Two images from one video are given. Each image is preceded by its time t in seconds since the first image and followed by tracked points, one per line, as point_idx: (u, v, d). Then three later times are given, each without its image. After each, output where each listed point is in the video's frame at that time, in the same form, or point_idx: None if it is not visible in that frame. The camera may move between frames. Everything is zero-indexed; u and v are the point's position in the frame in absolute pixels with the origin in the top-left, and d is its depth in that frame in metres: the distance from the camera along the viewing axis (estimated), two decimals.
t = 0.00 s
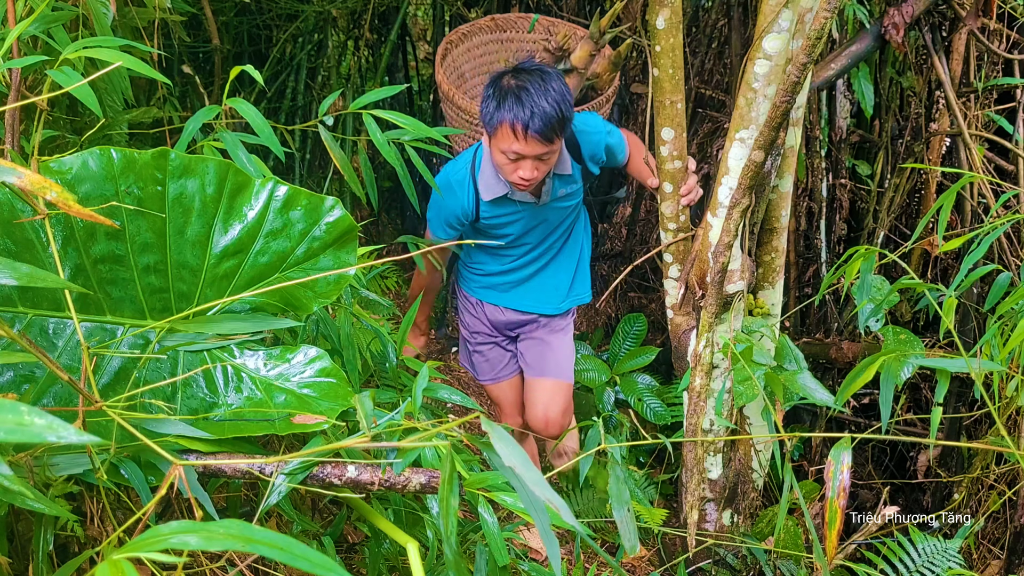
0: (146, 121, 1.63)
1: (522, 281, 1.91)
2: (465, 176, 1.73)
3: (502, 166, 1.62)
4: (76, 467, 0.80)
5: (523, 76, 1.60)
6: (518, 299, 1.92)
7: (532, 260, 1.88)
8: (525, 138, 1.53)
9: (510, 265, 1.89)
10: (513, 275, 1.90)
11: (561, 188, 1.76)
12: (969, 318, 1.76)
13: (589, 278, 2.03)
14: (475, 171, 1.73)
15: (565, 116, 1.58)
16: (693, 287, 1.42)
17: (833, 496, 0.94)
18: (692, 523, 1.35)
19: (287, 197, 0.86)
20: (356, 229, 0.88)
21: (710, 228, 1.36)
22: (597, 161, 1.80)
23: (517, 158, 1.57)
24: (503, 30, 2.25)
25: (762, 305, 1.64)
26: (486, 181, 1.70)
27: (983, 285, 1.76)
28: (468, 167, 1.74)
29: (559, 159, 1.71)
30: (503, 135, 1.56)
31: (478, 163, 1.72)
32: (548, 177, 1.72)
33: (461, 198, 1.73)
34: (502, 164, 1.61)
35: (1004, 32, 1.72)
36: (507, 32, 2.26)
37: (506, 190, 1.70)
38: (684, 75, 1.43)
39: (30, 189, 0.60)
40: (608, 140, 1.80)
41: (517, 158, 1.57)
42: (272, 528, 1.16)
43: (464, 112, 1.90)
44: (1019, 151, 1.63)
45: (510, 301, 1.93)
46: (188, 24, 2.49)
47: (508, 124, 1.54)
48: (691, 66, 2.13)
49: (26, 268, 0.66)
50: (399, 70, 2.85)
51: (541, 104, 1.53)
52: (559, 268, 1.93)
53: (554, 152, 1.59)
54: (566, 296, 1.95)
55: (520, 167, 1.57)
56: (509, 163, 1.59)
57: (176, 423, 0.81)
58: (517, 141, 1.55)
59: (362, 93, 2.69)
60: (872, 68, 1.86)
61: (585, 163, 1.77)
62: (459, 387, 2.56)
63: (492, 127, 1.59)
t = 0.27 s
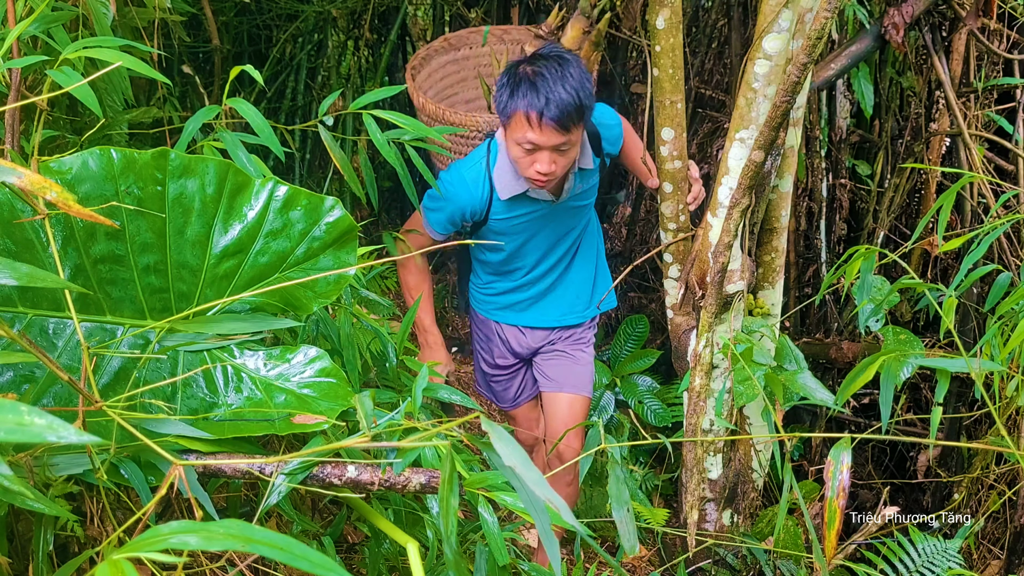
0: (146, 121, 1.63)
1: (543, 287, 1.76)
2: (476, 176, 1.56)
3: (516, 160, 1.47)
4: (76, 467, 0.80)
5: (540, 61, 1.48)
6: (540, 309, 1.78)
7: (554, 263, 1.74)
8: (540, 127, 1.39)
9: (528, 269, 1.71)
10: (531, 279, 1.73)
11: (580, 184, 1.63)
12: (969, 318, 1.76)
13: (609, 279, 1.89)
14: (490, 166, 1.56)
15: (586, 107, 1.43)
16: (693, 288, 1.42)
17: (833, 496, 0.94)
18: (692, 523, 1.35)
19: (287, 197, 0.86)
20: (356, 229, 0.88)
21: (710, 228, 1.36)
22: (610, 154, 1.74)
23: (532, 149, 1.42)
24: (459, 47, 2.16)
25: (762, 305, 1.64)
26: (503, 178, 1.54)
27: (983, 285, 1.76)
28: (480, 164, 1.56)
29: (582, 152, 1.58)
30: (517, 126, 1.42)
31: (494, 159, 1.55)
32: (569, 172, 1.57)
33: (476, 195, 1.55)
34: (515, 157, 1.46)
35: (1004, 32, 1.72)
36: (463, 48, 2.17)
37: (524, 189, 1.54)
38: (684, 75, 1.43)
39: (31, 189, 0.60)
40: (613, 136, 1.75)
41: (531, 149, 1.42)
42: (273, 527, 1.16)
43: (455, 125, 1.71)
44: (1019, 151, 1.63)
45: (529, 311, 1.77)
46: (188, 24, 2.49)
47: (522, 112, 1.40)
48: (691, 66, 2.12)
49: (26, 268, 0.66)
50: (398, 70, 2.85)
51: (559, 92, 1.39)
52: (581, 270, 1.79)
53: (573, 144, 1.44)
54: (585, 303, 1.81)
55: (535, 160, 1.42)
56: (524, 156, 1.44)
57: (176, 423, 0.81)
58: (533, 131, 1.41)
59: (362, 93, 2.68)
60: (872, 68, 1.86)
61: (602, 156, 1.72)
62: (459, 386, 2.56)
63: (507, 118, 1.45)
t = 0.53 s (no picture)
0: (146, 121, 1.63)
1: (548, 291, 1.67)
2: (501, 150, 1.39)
3: (549, 120, 1.36)
4: (76, 467, 0.80)
5: (585, 15, 1.33)
6: (544, 316, 1.69)
7: (560, 263, 1.65)
8: (585, 83, 1.27)
9: (533, 271, 1.62)
10: (534, 282, 1.64)
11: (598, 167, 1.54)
12: (969, 318, 1.76)
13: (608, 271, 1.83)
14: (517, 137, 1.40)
15: (633, 67, 1.30)
16: (693, 288, 1.42)
17: (833, 496, 0.94)
18: (692, 523, 1.35)
19: (287, 197, 0.86)
20: (356, 229, 0.88)
21: (710, 228, 1.37)
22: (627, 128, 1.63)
23: (571, 107, 1.30)
24: (421, 47, 2.02)
25: (762, 305, 1.64)
26: (535, 147, 1.40)
27: (983, 285, 1.76)
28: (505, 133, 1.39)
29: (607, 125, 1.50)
30: (556, 81, 1.30)
31: (522, 127, 1.40)
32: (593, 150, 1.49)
33: (503, 166, 1.39)
34: (550, 116, 1.34)
35: (1004, 32, 1.72)
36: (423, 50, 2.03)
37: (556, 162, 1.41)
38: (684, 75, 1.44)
39: (31, 190, 0.60)
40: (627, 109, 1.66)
41: (570, 106, 1.30)
42: (272, 527, 1.16)
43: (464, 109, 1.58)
44: (1019, 151, 1.63)
45: (533, 318, 1.69)
46: (189, 24, 2.49)
47: (566, 65, 1.27)
48: (691, 66, 2.12)
49: (26, 268, 0.66)
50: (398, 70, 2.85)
51: (609, 45, 1.26)
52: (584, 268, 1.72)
53: (614, 107, 1.32)
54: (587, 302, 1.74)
55: (569, 121, 1.31)
56: (559, 116, 1.33)
57: (176, 423, 0.81)
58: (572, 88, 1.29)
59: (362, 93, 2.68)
60: (872, 68, 1.85)
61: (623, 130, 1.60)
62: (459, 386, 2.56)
63: (546, 69, 1.33)
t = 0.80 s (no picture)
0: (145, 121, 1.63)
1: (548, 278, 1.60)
2: (506, 112, 1.37)
3: (558, 79, 1.35)
4: (76, 467, 0.80)
5: None
6: (541, 309, 1.64)
7: (561, 250, 1.59)
8: (597, 34, 1.26)
9: (532, 256, 1.56)
10: (533, 269, 1.57)
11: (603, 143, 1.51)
12: (969, 318, 1.76)
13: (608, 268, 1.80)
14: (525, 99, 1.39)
15: (646, 28, 1.30)
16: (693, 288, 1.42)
17: (833, 496, 0.94)
18: (692, 523, 1.35)
19: (287, 197, 0.86)
20: (356, 229, 0.88)
21: (710, 228, 1.37)
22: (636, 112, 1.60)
23: (581, 61, 1.30)
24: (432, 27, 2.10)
25: (762, 305, 1.64)
26: (542, 108, 1.38)
27: (983, 285, 1.76)
28: (511, 97, 1.38)
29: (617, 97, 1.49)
30: (568, 33, 1.29)
31: (529, 88, 1.40)
32: (601, 122, 1.48)
33: (506, 128, 1.38)
34: (559, 71, 1.33)
35: (1004, 32, 1.72)
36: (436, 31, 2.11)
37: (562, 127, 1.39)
38: (684, 75, 1.44)
39: (30, 189, 0.60)
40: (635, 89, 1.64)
41: (581, 60, 1.29)
42: (272, 528, 1.16)
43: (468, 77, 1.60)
44: (1019, 151, 1.63)
45: (531, 306, 1.63)
46: (189, 24, 2.49)
47: (578, 15, 1.27)
48: (691, 66, 2.12)
49: (26, 268, 0.66)
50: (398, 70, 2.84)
51: None
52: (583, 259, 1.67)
53: (625, 66, 1.32)
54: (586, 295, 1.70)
55: (578, 77, 1.30)
56: (569, 71, 1.32)
57: (176, 423, 0.81)
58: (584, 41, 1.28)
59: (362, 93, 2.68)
60: (872, 68, 1.85)
61: (633, 107, 1.56)
62: (459, 386, 2.55)
63: (558, 24, 1.32)
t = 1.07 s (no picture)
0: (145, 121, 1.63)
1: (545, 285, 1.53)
2: (501, 106, 1.35)
3: (554, 70, 1.32)
4: (77, 467, 0.80)
5: None
6: (541, 317, 1.56)
7: (560, 256, 1.53)
8: (590, 18, 1.23)
9: (529, 260, 1.49)
10: (530, 274, 1.50)
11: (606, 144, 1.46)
12: (969, 318, 1.77)
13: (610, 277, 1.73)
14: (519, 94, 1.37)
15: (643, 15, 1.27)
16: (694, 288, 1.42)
17: (833, 496, 0.94)
18: (692, 523, 1.35)
19: (287, 197, 0.86)
20: (356, 229, 0.88)
21: (710, 228, 1.37)
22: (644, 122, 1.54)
23: (576, 49, 1.26)
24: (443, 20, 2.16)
25: (762, 305, 1.64)
26: (536, 102, 1.36)
27: (983, 285, 1.76)
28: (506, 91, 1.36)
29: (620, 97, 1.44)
30: (562, 21, 1.26)
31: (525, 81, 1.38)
32: (601, 121, 1.44)
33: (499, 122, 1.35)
34: (554, 61, 1.30)
35: (1004, 31, 1.72)
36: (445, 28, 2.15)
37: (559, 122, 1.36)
38: (683, 75, 1.45)
39: (31, 189, 0.60)
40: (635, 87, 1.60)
41: (575, 48, 1.26)
42: (273, 528, 1.16)
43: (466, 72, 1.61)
44: (1019, 151, 1.63)
45: (530, 312, 1.55)
46: (189, 24, 2.49)
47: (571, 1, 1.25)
48: (691, 66, 2.11)
49: (26, 269, 0.66)
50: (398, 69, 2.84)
51: None
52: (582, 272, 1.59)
53: (623, 54, 1.28)
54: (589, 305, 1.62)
55: (574, 65, 1.27)
56: (564, 60, 1.29)
57: (176, 423, 0.81)
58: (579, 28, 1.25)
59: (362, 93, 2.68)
60: (872, 68, 1.85)
61: (638, 111, 1.49)
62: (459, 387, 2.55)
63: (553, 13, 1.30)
